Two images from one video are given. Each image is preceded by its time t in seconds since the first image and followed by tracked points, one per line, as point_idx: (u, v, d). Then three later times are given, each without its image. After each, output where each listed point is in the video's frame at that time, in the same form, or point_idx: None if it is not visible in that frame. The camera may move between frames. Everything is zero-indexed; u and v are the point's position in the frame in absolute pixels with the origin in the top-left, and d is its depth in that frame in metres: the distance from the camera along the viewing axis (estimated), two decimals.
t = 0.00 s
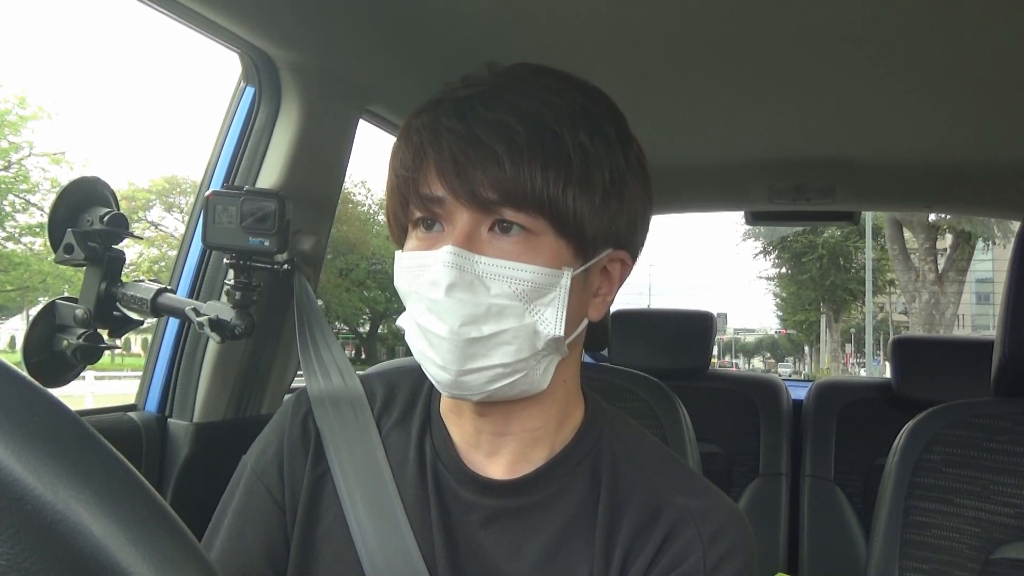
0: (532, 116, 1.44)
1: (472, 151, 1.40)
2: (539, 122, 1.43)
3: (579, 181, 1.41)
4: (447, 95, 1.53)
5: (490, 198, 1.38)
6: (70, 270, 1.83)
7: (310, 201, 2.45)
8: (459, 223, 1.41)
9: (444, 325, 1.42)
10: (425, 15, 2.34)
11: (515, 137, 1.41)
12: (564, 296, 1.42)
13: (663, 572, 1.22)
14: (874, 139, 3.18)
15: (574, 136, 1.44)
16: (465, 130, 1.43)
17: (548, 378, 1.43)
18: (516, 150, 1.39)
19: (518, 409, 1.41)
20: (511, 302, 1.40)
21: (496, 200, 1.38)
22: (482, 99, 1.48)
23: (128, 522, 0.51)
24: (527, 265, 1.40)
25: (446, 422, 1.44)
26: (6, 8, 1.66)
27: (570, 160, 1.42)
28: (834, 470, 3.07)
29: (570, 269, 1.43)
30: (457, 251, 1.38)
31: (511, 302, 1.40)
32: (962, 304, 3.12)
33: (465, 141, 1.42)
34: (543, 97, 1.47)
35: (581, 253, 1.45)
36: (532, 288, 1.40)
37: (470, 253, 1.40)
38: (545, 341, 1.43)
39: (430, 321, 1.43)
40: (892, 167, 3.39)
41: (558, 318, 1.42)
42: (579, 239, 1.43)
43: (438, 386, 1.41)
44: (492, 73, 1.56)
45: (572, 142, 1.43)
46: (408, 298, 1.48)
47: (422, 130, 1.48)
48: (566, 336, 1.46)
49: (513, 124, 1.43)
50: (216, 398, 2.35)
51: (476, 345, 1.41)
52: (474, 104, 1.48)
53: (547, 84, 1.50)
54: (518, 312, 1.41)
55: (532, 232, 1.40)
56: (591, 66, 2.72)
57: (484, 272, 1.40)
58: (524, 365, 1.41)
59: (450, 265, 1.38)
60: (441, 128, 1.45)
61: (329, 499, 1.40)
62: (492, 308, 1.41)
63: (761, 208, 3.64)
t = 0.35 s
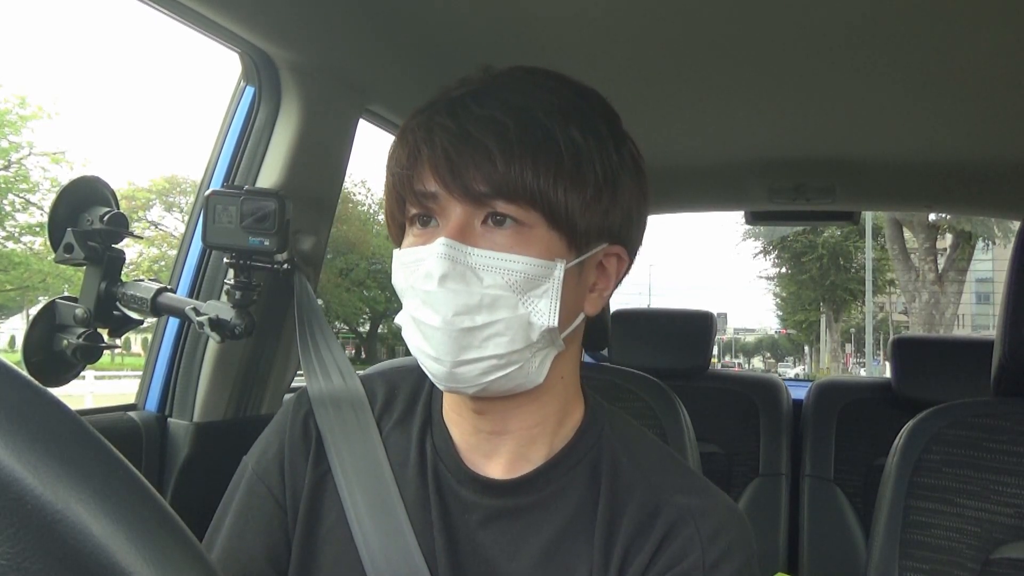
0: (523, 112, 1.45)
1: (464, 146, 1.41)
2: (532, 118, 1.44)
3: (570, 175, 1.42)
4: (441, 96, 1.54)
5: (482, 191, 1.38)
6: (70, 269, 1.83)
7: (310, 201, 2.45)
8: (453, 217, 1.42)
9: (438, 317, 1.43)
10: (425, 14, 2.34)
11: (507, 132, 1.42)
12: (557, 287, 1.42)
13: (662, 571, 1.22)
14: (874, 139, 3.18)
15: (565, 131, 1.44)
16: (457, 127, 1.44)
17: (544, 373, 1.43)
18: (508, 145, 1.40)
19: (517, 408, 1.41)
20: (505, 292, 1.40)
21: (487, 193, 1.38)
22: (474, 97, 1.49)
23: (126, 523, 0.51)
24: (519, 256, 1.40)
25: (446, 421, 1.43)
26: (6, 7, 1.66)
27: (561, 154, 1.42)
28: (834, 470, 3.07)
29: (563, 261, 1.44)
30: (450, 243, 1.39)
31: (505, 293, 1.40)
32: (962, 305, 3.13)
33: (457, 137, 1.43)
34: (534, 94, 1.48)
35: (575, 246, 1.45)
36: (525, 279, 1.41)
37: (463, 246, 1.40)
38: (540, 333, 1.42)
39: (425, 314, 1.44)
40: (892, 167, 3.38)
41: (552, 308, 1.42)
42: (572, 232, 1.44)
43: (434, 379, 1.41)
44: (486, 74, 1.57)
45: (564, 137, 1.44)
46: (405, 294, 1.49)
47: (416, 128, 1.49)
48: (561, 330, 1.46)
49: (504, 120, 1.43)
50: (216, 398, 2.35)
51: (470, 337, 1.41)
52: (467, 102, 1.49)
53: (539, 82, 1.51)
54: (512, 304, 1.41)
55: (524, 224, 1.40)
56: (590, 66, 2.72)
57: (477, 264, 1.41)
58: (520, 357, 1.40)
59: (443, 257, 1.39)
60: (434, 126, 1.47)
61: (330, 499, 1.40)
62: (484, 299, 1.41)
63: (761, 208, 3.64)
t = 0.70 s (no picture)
0: (518, 111, 1.45)
1: (459, 146, 1.41)
2: (526, 116, 1.44)
3: (565, 173, 1.41)
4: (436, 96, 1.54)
5: (477, 190, 1.38)
6: (70, 270, 1.83)
7: (310, 201, 2.45)
8: (448, 217, 1.42)
9: (435, 315, 1.43)
10: (425, 14, 2.34)
11: (501, 131, 1.42)
12: (553, 284, 1.42)
13: (662, 571, 1.22)
14: (874, 139, 3.18)
15: (559, 129, 1.44)
16: (452, 127, 1.44)
17: (542, 371, 1.43)
18: (502, 144, 1.40)
19: (517, 407, 1.41)
20: (500, 290, 1.41)
21: (482, 192, 1.38)
22: (469, 97, 1.49)
23: (126, 522, 0.51)
24: (515, 254, 1.40)
25: (446, 421, 1.44)
26: (6, 7, 1.66)
27: (556, 152, 1.42)
28: (834, 470, 3.07)
29: (560, 259, 1.44)
30: (445, 242, 1.40)
31: (500, 290, 1.41)
32: (962, 305, 3.14)
33: (452, 137, 1.43)
34: (528, 94, 1.48)
35: (571, 244, 1.45)
36: (522, 277, 1.41)
37: (459, 244, 1.41)
38: (537, 330, 1.43)
39: (423, 313, 1.45)
40: (892, 167, 3.39)
41: (549, 305, 1.42)
42: (567, 230, 1.43)
43: (432, 377, 1.42)
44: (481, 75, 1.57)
45: (558, 135, 1.44)
46: (402, 294, 1.49)
47: (411, 129, 1.49)
48: (558, 327, 1.46)
49: (498, 119, 1.43)
50: (216, 398, 2.36)
51: (467, 334, 1.42)
52: (462, 102, 1.49)
53: (533, 82, 1.51)
54: (508, 301, 1.41)
55: (519, 223, 1.40)
56: (591, 66, 2.72)
57: (474, 262, 1.41)
58: (517, 354, 1.40)
59: (438, 255, 1.39)
60: (429, 126, 1.47)
61: (330, 499, 1.40)
62: (481, 297, 1.41)
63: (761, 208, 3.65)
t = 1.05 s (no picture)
0: (518, 111, 1.45)
1: (459, 146, 1.41)
2: (526, 116, 1.44)
3: (565, 172, 1.41)
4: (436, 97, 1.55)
5: (477, 190, 1.38)
6: (70, 269, 1.83)
7: (310, 202, 2.45)
8: (449, 216, 1.42)
9: (436, 315, 1.43)
10: (426, 14, 2.34)
11: (501, 131, 1.42)
12: (554, 283, 1.42)
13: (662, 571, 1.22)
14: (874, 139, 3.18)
15: (559, 129, 1.44)
16: (452, 127, 1.44)
17: (543, 371, 1.43)
18: (503, 143, 1.40)
19: (518, 406, 1.41)
20: (502, 290, 1.41)
21: (483, 192, 1.38)
22: (469, 97, 1.49)
23: (126, 524, 0.51)
24: (515, 254, 1.40)
25: (447, 421, 1.44)
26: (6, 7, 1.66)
27: (556, 151, 1.42)
28: (834, 470, 3.07)
29: (560, 258, 1.43)
30: (446, 242, 1.40)
31: (502, 290, 1.40)
32: (962, 305, 3.13)
33: (452, 137, 1.43)
34: (528, 94, 1.48)
35: (571, 244, 1.45)
36: (523, 277, 1.41)
37: (460, 244, 1.41)
38: (538, 330, 1.42)
39: (424, 312, 1.45)
40: (892, 167, 3.39)
41: (550, 305, 1.42)
42: (568, 229, 1.43)
43: (434, 377, 1.42)
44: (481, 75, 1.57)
45: (558, 135, 1.44)
46: (402, 294, 1.49)
47: (412, 129, 1.49)
48: (559, 327, 1.46)
49: (498, 119, 1.44)
50: (217, 398, 2.36)
51: (468, 334, 1.42)
52: (463, 102, 1.49)
53: (533, 82, 1.51)
54: (509, 301, 1.41)
55: (520, 222, 1.40)
56: (591, 66, 2.72)
57: (475, 262, 1.41)
58: (518, 354, 1.40)
59: (439, 256, 1.39)
60: (430, 126, 1.47)
61: (331, 499, 1.40)
62: (482, 297, 1.41)
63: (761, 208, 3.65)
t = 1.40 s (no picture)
0: (516, 111, 1.45)
1: (457, 146, 1.41)
2: (524, 117, 1.44)
3: (564, 172, 1.41)
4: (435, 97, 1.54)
5: (475, 190, 1.38)
6: (69, 270, 1.83)
7: (311, 202, 2.45)
8: (447, 217, 1.42)
9: (435, 317, 1.44)
10: (426, 14, 2.34)
11: (500, 131, 1.42)
12: (553, 283, 1.42)
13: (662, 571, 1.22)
14: (874, 139, 3.18)
15: (557, 129, 1.44)
16: (450, 127, 1.44)
17: (543, 371, 1.43)
18: (501, 144, 1.40)
19: (518, 406, 1.41)
20: (500, 290, 1.41)
21: (481, 192, 1.38)
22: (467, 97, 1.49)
23: (127, 524, 0.51)
24: (514, 254, 1.40)
25: (446, 421, 1.44)
26: (6, 7, 1.66)
27: (554, 151, 1.42)
28: (835, 470, 3.07)
29: (559, 258, 1.43)
30: (444, 243, 1.40)
31: (500, 290, 1.41)
32: (962, 305, 3.13)
33: (450, 137, 1.43)
34: (526, 94, 1.48)
35: (570, 243, 1.45)
36: (521, 277, 1.41)
37: (459, 245, 1.41)
38: (537, 330, 1.42)
39: (423, 313, 1.45)
40: (892, 167, 3.39)
41: (548, 305, 1.42)
42: (566, 229, 1.43)
43: (434, 378, 1.42)
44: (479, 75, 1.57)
45: (557, 135, 1.44)
46: (401, 295, 1.49)
47: (410, 130, 1.49)
48: (558, 327, 1.46)
49: (496, 119, 1.44)
50: (216, 398, 2.35)
51: (467, 335, 1.42)
52: (461, 102, 1.49)
53: (531, 82, 1.51)
54: (508, 302, 1.41)
55: (519, 222, 1.40)
56: (591, 66, 2.72)
57: (474, 263, 1.41)
58: (517, 354, 1.40)
59: (437, 257, 1.39)
60: (428, 127, 1.47)
61: (332, 499, 1.40)
62: (481, 297, 1.41)
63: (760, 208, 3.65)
